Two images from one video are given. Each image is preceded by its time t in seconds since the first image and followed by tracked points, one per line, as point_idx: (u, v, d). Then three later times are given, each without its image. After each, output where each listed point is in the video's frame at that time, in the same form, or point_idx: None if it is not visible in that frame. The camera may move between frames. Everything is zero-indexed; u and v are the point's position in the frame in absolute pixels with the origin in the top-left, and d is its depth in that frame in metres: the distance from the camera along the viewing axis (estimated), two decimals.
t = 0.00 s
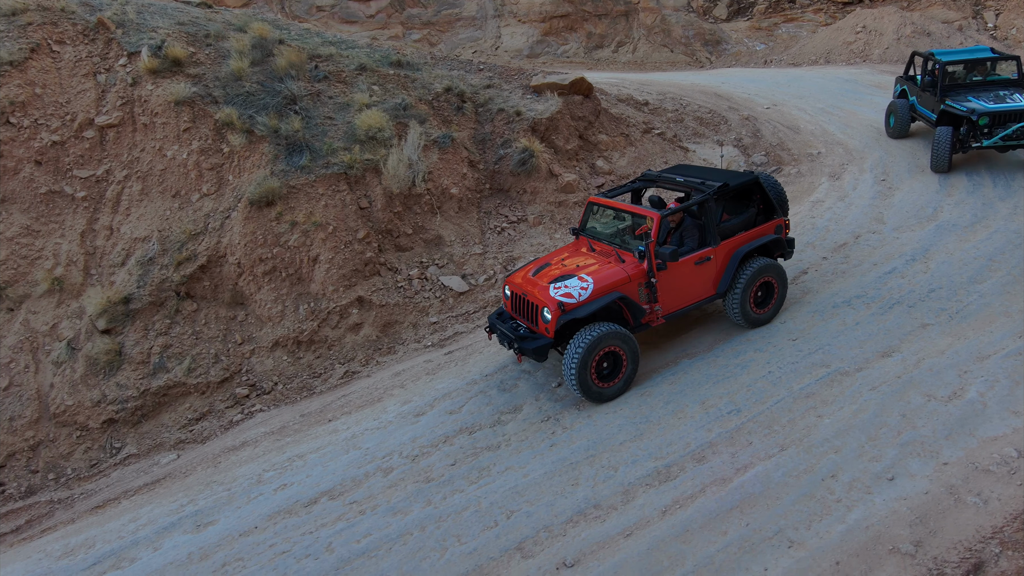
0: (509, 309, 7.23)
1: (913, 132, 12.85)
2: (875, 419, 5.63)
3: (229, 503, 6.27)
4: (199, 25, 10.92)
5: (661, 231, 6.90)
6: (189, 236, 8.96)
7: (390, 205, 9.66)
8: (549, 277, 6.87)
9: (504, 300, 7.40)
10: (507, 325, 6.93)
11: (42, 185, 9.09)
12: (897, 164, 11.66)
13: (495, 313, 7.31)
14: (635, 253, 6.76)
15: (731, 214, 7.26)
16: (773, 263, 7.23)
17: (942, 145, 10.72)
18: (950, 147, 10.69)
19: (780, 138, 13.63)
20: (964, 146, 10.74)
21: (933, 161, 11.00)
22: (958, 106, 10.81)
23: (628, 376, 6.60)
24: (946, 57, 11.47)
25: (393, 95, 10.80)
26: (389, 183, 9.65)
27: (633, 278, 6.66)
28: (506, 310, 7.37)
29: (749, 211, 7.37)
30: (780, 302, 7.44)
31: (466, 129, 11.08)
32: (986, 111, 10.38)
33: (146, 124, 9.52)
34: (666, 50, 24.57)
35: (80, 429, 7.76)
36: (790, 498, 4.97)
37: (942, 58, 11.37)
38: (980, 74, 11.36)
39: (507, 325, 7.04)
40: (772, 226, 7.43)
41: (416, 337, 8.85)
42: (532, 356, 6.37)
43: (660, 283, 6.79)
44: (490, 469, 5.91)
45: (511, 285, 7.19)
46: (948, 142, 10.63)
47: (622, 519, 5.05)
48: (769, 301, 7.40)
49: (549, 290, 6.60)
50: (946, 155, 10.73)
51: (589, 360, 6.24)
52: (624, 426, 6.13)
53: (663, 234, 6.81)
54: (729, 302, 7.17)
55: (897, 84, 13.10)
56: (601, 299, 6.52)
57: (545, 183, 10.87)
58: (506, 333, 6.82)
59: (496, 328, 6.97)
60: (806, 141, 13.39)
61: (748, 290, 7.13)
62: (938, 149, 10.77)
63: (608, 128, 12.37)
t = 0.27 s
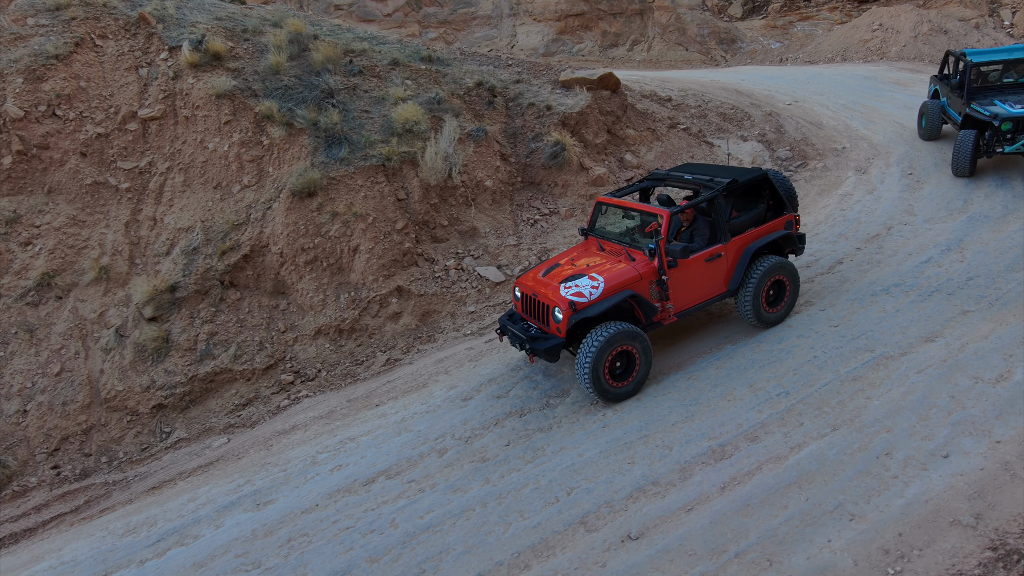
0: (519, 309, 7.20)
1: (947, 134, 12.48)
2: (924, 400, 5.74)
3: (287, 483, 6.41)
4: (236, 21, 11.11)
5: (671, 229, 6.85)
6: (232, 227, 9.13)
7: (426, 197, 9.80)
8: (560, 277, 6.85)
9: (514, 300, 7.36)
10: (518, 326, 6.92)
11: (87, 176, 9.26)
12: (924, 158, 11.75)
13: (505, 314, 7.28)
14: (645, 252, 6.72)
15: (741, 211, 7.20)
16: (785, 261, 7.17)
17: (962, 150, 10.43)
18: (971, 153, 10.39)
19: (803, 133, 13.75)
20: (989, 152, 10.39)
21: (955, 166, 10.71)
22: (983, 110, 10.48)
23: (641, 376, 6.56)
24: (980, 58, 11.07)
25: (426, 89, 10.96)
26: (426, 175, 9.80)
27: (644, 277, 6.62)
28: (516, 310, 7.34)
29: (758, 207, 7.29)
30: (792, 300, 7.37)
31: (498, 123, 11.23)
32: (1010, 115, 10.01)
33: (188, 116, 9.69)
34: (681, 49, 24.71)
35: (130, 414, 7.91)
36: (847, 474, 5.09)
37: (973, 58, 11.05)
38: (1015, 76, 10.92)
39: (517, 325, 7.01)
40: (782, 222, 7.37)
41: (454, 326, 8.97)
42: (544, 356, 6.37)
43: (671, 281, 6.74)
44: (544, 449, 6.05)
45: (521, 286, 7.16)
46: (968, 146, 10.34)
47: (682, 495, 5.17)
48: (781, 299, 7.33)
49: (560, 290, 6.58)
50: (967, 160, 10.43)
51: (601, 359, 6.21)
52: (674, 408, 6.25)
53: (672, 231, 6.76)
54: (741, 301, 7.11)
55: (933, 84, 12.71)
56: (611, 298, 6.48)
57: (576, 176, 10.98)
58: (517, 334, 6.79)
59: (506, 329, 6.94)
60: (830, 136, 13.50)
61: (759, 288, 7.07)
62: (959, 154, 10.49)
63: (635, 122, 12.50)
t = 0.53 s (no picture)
0: (526, 310, 7.15)
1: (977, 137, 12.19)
2: (968, 381, 5.86)
3: (340, 465, 6.53)
4: (269, 17, 11.29)
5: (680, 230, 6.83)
6: (270, 218, 9.27)
7: (459, 190, 9.94)
8: (568, 278, 6.81)
9: (520, 301, 7.31)
10: (525, 326, 6.85)
11: (127, 169, 9.40)
12: (946, 153, 11.87)
13: (512, 315, 7.22)
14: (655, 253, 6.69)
15: (749, 214, 7.20)
16: (793, 264, 7.16)
17: (977, 156, 10.25)
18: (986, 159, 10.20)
19: (823, 129, 13.88)
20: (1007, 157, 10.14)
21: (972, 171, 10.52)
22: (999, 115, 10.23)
23: (649, 379, 6.52)
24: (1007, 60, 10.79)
25: (456, 84, 11.11)
26: (459, 168, 9.95)
27: (653, 278, 6.59)
28: (523, 311, 7.28)
29: (766, 211, 7.32)
30: (800, 303, 7.36)
31: (526, 117, 11.38)
32: None
33: (225, 110, 9.84)
34: (692, 48, 24.85)
35: (175, 400, 8.03)
36: (898, 452, 5.21)
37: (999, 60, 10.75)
38: None
39: (524, 326, 6.95)
40: (790, 225, 7.37)
41: (489, 316, 9.08)
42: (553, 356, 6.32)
43: (680, 283, 6.72)
44: (595, 431, 6.20)
45: (528, 287, 7.11)
46: (983, 152, 10.14)
47: (737, 473, 5.29)
48: (790, 302, 7.32)
49: (569, 290, 6.53)
50: (983, 165, 10.22)
51: (611, 359, 6.15)
52: (719, 391, 6.39)
53: (682, 233, 6.74)
54: (750, 303, 7.09)
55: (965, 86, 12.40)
56: (621, 299, 6.44)
57: (603, 170, 11.10)
58: (525, 334, 6.74)
59: (514, 329, 6.89)
60: (849, 132, 13.63)
61: (768, 290, 7.05)
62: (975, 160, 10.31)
63: (658, 118, 12.65)
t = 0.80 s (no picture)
0: (529, 314, 7.09)
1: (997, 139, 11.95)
2: (1006, 363, 5.99)
3: (386, 448, 6.65)
4: (296, 13, 11.45)
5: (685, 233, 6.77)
6: (304, 210, 9.39)
7: (488, 182, 10.07)
8: (572, 281, 6.74)
9: (524, 304, 7.24)
10: (529, 330, 6.79)
11: (161, 161, 9.52)
12: (963, 148, 12.02)
13: (516, 319, 7.16)
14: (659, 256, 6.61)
15: (754, 215, 7.12)
16: (798, 265, 7.10)
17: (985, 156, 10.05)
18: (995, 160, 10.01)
19: (839, 125, 14.04)
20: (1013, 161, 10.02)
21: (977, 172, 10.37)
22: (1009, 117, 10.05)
23: (655, 382, 6.47)
24: None
25: (481, 79, 11.25)
26: (488, 161, 10.09)
27: (658, 281, 6.51)
28: (527, 315, 7.22)
29: (772, 211, 7.23)
30: (805, 304, 7.31)
31: (550, 112, 11.52)
32: None
33: (256, 104, 9.98)
34: (700, 47, 25.01)
35: (215, 388, 8.14)
36: (942, 430, 5.35)
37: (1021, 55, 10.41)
38: None
39: (528, 330, 6.88)
40: (795, 226, 7.30)
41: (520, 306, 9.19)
42: (557, 362, 6.26)
43: (685, 286, 6.65)
44: (639, 413, 6.34)
45: (531, 290, 7.04)
46: (991, 152, 9.96)
47: (785, 451, 5.42)
48: (794, 303, 7.26)
49: (573, 294, 6.46)
50: (989, 166, 10.06)
51: (617, 363, 6.09)
52: (759, 375, 6.53)
53: (687, 235, 6.68)
54: (754, 304, 7.04)
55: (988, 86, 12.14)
56: (626, 302, 6.37)
57: (627, 164, 11.22)
58: (529, 338, 6.68)
59: (517, 334, 6.82)
60: (865, 128, 13.79)
61: (773, 292, 6.99)
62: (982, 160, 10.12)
63: (678, 113, 12.80)
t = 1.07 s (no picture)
0: (527, 314, 7.02)
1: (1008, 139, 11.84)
2: None
3: (427, 429, 6.78)
4: (320, 6, 11.59)
5: (682, 229, 6.70)
6: (333, 199, 9.51)
7: (513, 172, 10.19)
8: (569, 279, 6.67)
9: (521, 305, 7.18)
10: (527, 330, 6.72)
11: (191, 151, 9.62)
12: (977, 140, 12.18)
13: (513, 319, 7.09)
14: (657, 253, 6.55)
15: (751, 211, 7.10)
16: (797, 261, 7.04)
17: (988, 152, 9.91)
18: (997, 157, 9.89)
19: (852, 118, 14.18)
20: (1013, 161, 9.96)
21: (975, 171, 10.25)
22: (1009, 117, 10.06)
23: (654, 381, 6.40)
24: None
25: (503, 71, 11.38)
26: (513, 151, 10.22)
27: (656, 278, 6.45)
28: (525, 315, 7.15)
29: (769, 207, 7.22)
30: (805, 301, 7.25)
31: (570, 104, 11.64)
32: None
33: (284, 95, 10.09)
34: (707, 43, 25.09)
35: (250, 373, 8.26)
36: (979, 405, 5.50)
37: None
38: None
39: (526, 330, 6.81)
40: (793, 222, 7.27)
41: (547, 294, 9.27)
42: (555, 361, 6.20)
43: (683, 282, 6.59)
44: (677, 393, 6.50)
45: (529, 290, 6.98)
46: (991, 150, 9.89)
47: (826, 426, 5.57)
48: (794, 300, 7.20)
49: (570, 292, 6.39)
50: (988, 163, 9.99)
51: (616, 361, 6.03)
52: (794, 355, 6.67)
53: (684, 231, 6.62)
54: (754, 301, 6.96)
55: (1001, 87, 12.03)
56: (624, 300, 6.30)
57: (647, 154, 11.34)
58: (527, 338, 6.61)
59: (515, 334, 6.76)
60: (878, 121, 13.93)
61: (773, 289, 6.93)
62: (984, 157, 9.99)
63: (695, 106, 12.93)
